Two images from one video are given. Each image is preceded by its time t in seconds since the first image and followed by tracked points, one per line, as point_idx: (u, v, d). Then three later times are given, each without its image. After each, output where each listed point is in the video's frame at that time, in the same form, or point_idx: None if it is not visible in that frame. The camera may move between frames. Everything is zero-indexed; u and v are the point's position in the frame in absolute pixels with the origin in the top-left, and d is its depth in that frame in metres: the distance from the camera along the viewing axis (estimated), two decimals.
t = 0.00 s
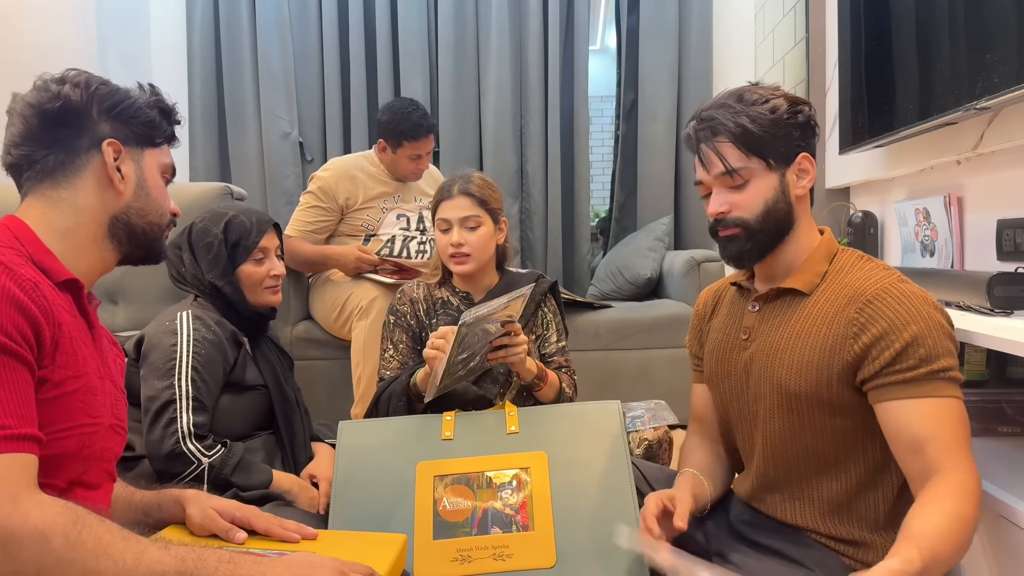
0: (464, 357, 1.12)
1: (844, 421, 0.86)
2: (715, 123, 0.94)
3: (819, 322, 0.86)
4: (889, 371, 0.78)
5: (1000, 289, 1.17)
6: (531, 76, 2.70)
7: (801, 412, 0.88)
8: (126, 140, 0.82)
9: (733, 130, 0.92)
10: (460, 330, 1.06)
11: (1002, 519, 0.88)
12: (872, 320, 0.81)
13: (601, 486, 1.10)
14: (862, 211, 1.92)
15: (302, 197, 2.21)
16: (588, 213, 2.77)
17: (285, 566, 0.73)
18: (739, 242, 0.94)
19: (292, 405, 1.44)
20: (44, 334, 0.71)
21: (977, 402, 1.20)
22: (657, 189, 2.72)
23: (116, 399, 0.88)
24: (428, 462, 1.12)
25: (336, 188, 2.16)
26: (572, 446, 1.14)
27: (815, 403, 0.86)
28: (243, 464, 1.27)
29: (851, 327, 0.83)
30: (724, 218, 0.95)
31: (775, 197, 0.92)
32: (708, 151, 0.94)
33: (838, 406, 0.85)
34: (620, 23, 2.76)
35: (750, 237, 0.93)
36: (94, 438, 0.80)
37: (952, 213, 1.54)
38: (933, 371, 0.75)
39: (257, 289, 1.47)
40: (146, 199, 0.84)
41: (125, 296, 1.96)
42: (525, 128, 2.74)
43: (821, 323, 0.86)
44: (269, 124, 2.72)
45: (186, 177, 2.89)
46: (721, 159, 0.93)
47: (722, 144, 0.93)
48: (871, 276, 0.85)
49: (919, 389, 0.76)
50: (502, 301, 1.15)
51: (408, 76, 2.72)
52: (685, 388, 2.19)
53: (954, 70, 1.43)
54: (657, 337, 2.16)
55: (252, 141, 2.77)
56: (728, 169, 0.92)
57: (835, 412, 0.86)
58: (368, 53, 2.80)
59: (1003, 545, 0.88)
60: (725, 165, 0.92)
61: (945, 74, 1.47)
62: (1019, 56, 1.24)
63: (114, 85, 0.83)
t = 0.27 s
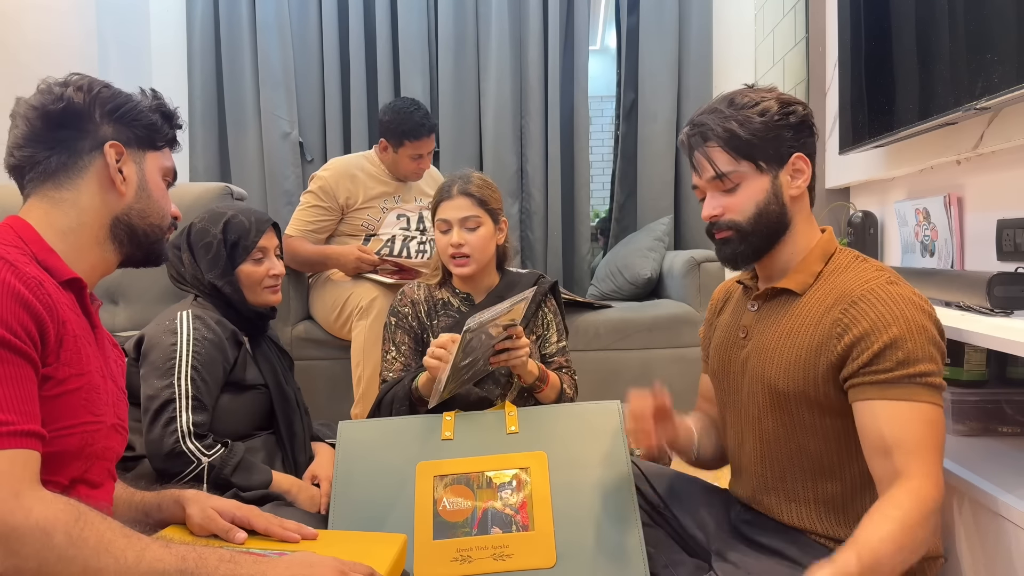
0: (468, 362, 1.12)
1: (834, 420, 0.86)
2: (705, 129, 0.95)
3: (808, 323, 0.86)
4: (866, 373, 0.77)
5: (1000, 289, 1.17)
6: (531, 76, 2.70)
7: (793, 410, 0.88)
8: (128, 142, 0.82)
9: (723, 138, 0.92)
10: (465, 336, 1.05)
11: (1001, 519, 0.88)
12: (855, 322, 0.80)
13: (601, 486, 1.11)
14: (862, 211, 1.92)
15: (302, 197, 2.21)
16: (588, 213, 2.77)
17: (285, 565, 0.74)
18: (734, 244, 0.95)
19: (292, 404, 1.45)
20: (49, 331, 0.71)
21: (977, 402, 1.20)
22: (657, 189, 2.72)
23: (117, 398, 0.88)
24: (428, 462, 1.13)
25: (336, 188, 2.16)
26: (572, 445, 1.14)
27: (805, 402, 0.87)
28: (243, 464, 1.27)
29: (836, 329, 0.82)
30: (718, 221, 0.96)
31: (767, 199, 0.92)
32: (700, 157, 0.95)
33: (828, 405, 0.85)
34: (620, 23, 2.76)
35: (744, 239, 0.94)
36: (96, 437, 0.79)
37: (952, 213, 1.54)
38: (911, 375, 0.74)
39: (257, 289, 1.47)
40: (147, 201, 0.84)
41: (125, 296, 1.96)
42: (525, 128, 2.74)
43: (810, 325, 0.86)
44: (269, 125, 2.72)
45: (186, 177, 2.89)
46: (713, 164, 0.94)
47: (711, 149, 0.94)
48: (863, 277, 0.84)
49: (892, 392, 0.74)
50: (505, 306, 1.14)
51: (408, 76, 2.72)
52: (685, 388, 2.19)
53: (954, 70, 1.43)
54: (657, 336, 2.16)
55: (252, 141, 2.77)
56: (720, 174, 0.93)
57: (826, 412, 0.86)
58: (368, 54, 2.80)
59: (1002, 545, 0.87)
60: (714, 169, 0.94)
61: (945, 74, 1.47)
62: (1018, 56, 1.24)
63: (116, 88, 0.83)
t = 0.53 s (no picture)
0: (470, 364, 1.11)
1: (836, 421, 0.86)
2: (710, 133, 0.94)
3: (813, 314, 0.87)
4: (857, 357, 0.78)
5: (1000, 289, 1.17)
6: (531, 76, 2.70)
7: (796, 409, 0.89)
8: (128, 143, 0.82)
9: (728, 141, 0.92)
10: (466, 340, 1.06)
11: (1001, 519, 0.88)
12: (855, 311, 0.81)
13: (601, 485, 1.11)
14: (862, 211, 1.92)
15: (302, 198, 2.21)
16: (588, 213, 2.77)
17: (286, 565, 0.74)
18: (742, 248, 0.94)
19: (293, 403, 1.45)
20: (49, 330, 0.71)
21: (977, 402, 1.20)
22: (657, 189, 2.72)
23: (117, 398, 0.88)
24: (427, 463, 1.13)
25: (336, 188, 2.16)
26: (572, 445, 1.14)
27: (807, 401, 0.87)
28: (244, 463, 1.27)
29: (837, 318, 0.83)
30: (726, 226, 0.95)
31: (773, 204, 0.91)
32: (705, 160, 0.95)
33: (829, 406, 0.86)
34: (620, 23, 2.76)
35: (751, 243, 0.93)
36: (97, 437, 0.79)
37: (952, 213, 1.54)
38: (897, 359, 0.74)
39: (257, 289, 1.47)
40: (147, 201, 0.85)
41: (125, 296, 1.96)
42: (525, 128, 2.74)
43: (815, 315, 0.87)
44: (269, 125, 2.72)
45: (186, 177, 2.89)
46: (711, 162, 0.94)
47: (717, 153, 0.93)
48: (873, 273, 0.84)
49: (877, 373, 0.74)
50: (508, 308, 1.14)
51: (408, 76, 2.72)
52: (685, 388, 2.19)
53: (954, 70, 1.43)
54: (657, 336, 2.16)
55: (252, 141, 2.77)
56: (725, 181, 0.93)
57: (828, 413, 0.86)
58: (368, 54, 2.80)
59: (1002, 545, 0.87)
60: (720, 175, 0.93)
61: (945, 74, 1.47)
62: (1018, 56, 1.24)
63: (117, 89, 0.83)
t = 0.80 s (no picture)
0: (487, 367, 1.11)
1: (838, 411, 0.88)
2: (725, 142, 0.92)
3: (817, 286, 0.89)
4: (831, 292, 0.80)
5: (1000, 289, 1.17)
6: (531, 76, 2.70)
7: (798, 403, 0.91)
8: (127, 141, 0.82)
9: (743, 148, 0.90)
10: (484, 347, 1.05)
11: (1001, 519, 0.88)
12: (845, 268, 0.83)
13: (601, 485, 1.11)
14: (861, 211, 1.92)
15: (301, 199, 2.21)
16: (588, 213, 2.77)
17: (286, 566, 0.73)
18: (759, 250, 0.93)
19: (292, 403, 1.45)
20: (48, 331, 0.71)
21: (977, 402, 1.19)
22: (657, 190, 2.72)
23: (117, 398, 0.88)
24: (427, 463, 1.12)
25: (335, 188, 2.16)
26: (572, 446, 1.14)
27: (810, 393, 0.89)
28: (243, 464, 1.27)
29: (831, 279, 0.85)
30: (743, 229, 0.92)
31: (787, 207, 0.88)
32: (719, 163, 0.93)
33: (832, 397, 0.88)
34: (620, 23, 2.76)
35: (767, 245, 0.92)
36: (97, 437, 0.79)
37: (952, 213, 1.55)
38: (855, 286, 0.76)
39: (256, 288, 1.47)
40: (146, 200, 0.84)
41: (125, 296, 1.96)
42: (525, 128, 2.74)
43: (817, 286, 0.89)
44: (269, 125, 2.72)
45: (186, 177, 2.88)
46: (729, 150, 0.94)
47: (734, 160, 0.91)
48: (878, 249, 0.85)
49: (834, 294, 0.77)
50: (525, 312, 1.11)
51: (408, 76, 2.71)
52: (685, 388, 2.19)
53: (954, 70, 1.43)
54: (657, 336, 2.16)
55: (252, 141, 2.77)
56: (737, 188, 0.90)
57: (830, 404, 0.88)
58: (368, 54, 2.80)
59: (1003, 545, 0.87)
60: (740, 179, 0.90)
61: (945, 74, 1.47)
62: (1018, 56, 1.24)
63: (116, 88, 0.83)
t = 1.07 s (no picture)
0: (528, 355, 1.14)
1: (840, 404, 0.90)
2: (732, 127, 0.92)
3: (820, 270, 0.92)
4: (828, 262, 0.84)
5: (1000, 289, 1.17)
6: (531, 76, 2.70)
7: (801, 395, 0.94)
8: (125, 139, 0.82)
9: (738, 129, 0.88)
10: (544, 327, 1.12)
11: (1001, 519, 0.88)
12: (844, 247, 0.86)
13: (601, 485, 1.11)
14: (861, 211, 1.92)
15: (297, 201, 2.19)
16: (588, 213, 2.78)
17: (286, 565, 0.73)
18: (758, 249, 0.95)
19: (292, 402, 1.45)
20: (48, 332, 0.71)
21: (976, 402, 1.20)
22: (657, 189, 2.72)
23: (118, 399, 0.88)
24: (428, 463, 1.12)
25: (333, 188, 2.15)
26: (572, 445, 1.14)
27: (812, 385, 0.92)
28: (244, 464, 1.27)
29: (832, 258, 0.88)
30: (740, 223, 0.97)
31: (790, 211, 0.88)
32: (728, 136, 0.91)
33: (834, 390, 0.90)
34: (620, 23, 2.76)
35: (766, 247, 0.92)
36: (97, 438, 0.79)
37: (951, 213, 1.55)
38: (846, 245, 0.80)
39: (256, 288, 1.47)
40: (144, 198, 0.84)
41: (125, 296, 1.96)
42: (525, 128, 2.74)
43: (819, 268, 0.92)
44: (269, 125, 2.72)
45: (185, 177, 2.88)
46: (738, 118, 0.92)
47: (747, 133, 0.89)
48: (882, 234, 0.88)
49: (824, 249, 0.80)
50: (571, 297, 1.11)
51: (408, 76, 2.72)
52: (685, 388, 2.19)
53: (954, 70, 1.44)
54: (657, 336, 2.16)
55: (252, 141, 2.77)
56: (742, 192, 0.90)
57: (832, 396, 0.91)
58: (368, 54, 2.80)
59: (1002, 544, 0.88)
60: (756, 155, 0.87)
61: (945, 74, 1.47)
62: (1018, 56, 1.24)
63: (113, 86, 0.83)
